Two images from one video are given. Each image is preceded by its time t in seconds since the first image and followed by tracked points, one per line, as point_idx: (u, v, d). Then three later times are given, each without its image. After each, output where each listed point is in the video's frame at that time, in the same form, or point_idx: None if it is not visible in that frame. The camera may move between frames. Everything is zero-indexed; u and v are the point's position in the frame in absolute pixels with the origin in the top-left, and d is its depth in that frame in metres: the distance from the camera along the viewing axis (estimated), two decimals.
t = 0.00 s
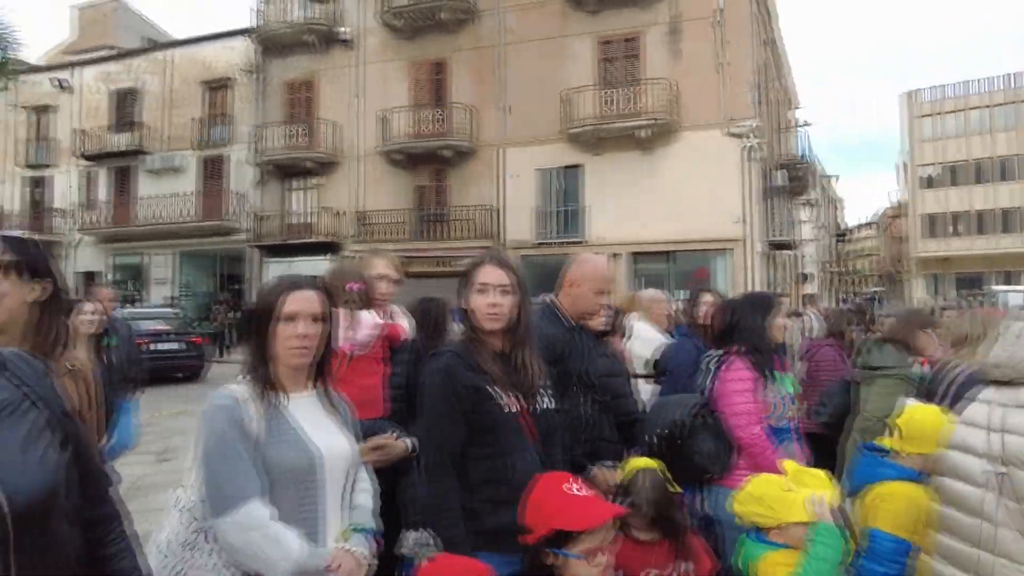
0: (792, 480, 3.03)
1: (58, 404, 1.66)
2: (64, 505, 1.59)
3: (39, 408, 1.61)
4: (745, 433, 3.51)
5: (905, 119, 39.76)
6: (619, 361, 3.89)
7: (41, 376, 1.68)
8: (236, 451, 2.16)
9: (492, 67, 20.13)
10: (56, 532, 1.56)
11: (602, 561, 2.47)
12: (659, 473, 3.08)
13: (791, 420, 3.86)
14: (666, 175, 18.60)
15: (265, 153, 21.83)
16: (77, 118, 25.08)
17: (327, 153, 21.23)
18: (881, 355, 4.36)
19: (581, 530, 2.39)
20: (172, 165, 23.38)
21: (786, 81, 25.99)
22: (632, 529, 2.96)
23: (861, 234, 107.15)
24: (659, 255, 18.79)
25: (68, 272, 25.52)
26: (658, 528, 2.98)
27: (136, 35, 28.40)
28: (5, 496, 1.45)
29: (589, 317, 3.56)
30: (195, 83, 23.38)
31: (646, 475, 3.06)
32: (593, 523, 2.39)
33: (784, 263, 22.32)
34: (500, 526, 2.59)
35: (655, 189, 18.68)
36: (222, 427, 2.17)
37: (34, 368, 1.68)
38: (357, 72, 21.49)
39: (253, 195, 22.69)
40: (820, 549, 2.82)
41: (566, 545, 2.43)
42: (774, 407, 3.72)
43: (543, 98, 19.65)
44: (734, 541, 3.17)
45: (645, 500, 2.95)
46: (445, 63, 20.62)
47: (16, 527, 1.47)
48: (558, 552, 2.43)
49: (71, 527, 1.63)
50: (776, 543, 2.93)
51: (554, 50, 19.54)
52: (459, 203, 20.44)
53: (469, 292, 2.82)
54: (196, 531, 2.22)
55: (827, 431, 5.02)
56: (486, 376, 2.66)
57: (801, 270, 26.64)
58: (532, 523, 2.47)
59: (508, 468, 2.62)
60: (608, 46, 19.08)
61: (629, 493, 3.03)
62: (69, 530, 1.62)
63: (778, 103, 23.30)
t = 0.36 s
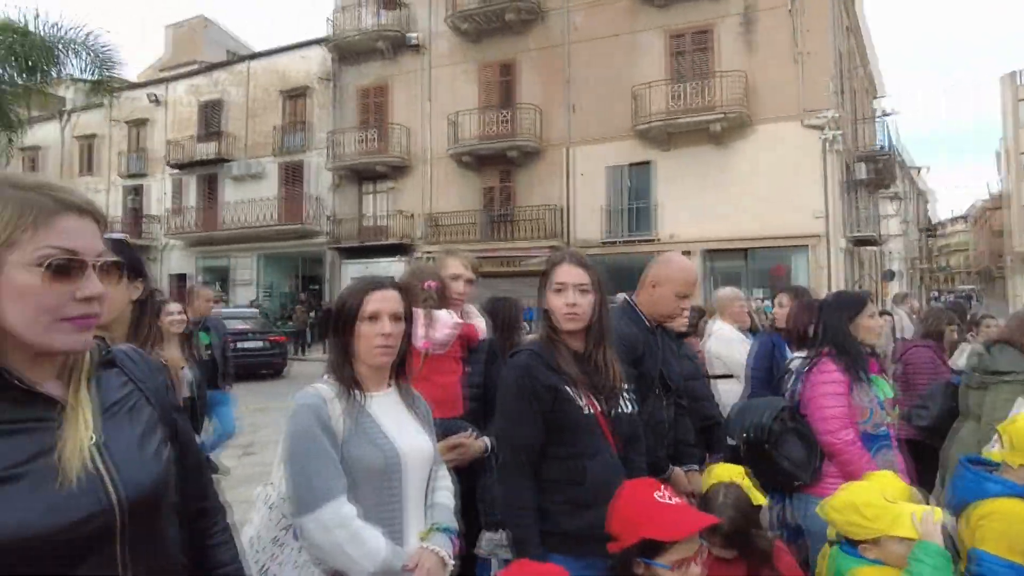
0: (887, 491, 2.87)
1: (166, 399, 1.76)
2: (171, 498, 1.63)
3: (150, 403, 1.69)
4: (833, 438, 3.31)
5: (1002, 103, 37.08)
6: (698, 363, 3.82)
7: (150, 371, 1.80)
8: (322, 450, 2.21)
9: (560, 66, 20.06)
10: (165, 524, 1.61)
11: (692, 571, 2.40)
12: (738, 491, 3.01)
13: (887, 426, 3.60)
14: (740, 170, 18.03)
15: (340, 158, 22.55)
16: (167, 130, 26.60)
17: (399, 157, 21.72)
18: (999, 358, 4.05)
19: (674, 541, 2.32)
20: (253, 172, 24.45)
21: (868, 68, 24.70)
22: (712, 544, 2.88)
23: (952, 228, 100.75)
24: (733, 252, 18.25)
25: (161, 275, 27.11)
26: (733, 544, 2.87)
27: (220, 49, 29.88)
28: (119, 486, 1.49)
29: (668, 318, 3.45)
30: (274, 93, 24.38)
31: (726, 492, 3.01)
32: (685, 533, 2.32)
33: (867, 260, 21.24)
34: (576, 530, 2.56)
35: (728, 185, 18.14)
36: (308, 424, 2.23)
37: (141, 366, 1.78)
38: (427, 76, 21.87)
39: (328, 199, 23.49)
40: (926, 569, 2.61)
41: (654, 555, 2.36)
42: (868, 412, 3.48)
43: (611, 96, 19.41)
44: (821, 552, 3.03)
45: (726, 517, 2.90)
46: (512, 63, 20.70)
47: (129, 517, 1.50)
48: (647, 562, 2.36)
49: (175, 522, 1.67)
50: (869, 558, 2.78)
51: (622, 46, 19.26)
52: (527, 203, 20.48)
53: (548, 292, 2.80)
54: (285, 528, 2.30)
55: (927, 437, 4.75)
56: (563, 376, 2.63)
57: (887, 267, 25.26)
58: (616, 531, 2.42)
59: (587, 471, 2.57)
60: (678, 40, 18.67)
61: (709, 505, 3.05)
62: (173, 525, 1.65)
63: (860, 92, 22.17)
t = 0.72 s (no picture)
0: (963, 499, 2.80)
1: (238, 396, 1.87)
2: (239, 492, 1.75)
3: (220, 399, 1.83)
4: (910, 446, 3.09)
5: None
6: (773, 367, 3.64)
7: (224, 369, 1.92)
8: (379, 448, 2.26)
9: (627, 63, 19.80)
10: (232, 516, 1.73)
11: None
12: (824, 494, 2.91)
13: (979, 436, 3.33)
14: (818, 163, 17.27)
15: (411, 163, 23.05)
16: (248, 139, 27.88)
17: (467, 159, 22.00)
18: None
19: (738, 551, 2.27)
20: (328, 178, 25.34)
21: (961, 50, 23.14)
22: (795, 549, 2.81)
23: None
24: (811, 249, 17.51)
25: (244, 278, 28.42)
26: (823, 549, 2.77)
27: (297, 60, 31.11)
28: (196, 479, 1.63)
29: (737, 320, 3.34)
30: (347, 101, 25.16)
31: (813, 496, 2.89)
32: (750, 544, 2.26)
33: (960, 255, 19.90)
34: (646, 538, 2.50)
35: (806, 179, 17.40)
36: (370, 423, 2.29)
37: (218, 363, 1.93)
38: (494, 78, 22.04)
39: (399, 202, 24.04)
40: None
41: (716, 565, 2.32)
42: (954, 420, 3.22)
43: (681, 91, 19.01)
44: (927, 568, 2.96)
45: (813, 521, 2.79)
46: (578, 62, 20.58)
47: (206, 507, 1.64)
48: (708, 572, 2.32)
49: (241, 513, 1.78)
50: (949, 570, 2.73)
51: (692, 39, 18.80)
52: (595, 202, 20.30)
53: (610, 294, 2.77)
54: (346, 526, 2.37)
55: None
56: (627, 380, 2.58)
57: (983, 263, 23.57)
58: (677, 538, 2.35)
59: (652, 478, 2.52)
60: (750, 31, 18.07)
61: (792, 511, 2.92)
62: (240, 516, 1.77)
63: (952, 76, 20.80)
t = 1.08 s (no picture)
0: None
1: (307, 387, 1.95)
2: (301, 481, 1.81)
3: (293, 389, 1.91)
4: (984, 452, 2.92)
5: None
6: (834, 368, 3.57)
7: (297, 361, 2.01)
8: (427, 443, 2.33)
9: (686, 57, 19.42)
10: (297, 504, 1.80)
11: None
12: (899, 497, 2.80)
13: None
14: (890, 154, 16.49)
15: (468, 164, 23.32)
16: (312, 145, 28.77)
17: (524, 159, 22.08)
18: None
19: (784, 551, 2.28)
20: (389, 181, 25.92)
21: None
22: (865, 553, 2.75)
23: None
24: (883, 245, 16.74)
25: (309, 279, 29.36)
26: (895, 552, 2.71)
27: (359, 66, 31.88)
28: (266, 462, 1.70)
29: (797, 318, 3.25)
30: (407, 104, 25.63)
31: (885, 498, 2.79)
32: (795, 544, 2.27)
33: None
34: (702, 542, 2.46)
35: (877, 171, 16.64)
36: (418, 417, 2.37)
37: (288, 355, 2.01)
38: (551, 78, 22.02)
39: (458, 204, 24.35)
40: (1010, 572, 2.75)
41: (762, 564, 2.33)
42: None
43: (743, 83, 18.51)
44: None
45: (882, 522, 2.71)
46: (636, 58, 20.34)
47: (273, 491, 1.71)
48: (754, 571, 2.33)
49: (303, 500, 1.86)
50: None
51: (754, 30, 18.27)
52: (653, 199, 20.00)
53: (663, 293, 2.73)
54: (395, 518, 2.43)
55: None
56: (680, 379, 2.54)
57: None
58: (724, 538, 2.36)
59: (706, 479, 2.49)
60: (815, 19, 17.43)
61: (860, 510, 2.83)
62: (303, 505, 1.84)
63: None
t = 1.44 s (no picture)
0: None
1: (398, 373, 1.97)
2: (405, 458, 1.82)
3: (386, 373, 1.92)
4: None
5: None
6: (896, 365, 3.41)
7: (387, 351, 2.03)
8: (470, 434, 2.35)
9: (742, 48, 18.91)
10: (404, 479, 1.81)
11: None
12: (974, 503, 2.63)
13: None
14: (963, 144, 15.64)
15: (520, 162, 23.38)
16: (367, 146, 29.35)
17: (576, 156, 21.96)
18: None
19: (836, 547, 2.16)
20: (441, 180, 26.22)
21: None
22: (933, 560, 2.61)
23: None
24: (955, 240, 15.92)
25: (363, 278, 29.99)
26: (965, 560, 2.57)
27: (411, 68, 32.43)
28: (374, 437, 1.71)
29: (858, 312, 3.10)
30: (459, 104, 25.84)
31: (960, 502, 2.63)
32: (853, 541, 2.16)
33: None
34: (753, 541, 2.38)
35: (948, 161, 15.81)
36: (461, 407, 2.39)
37: (379, 345, 2.03)
38: (602, 73, 21.82)
39: (509, 202, 24.42)
40: None
41: (815, 561, 2.23)
42: None
43: (802, 72, 17.89)
44: None
45: (954, 529, 2.58)
46: (690, 50, 19.92)
47: (381, 465, 1.72)
48: (805, 568, 2.23)
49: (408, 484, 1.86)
50: None
51: (814, 17, 17.62)
52: (709, 195, 19.57)
53: (718, 287, 2.65)
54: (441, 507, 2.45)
55: None
56: (734, 374, 2.46)
57: None
58: (774, 533, 2.28)
59: (763, 476, 2.40)
60: (881, 3, 16.67)
61: (930, 515, 2.70)
62: (407, 481, 1.86)
63: None
